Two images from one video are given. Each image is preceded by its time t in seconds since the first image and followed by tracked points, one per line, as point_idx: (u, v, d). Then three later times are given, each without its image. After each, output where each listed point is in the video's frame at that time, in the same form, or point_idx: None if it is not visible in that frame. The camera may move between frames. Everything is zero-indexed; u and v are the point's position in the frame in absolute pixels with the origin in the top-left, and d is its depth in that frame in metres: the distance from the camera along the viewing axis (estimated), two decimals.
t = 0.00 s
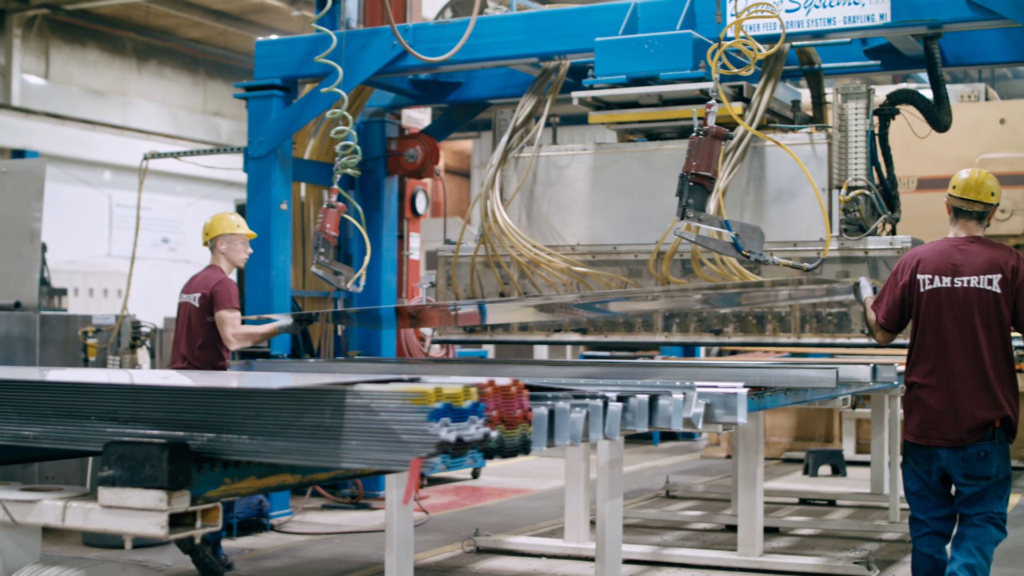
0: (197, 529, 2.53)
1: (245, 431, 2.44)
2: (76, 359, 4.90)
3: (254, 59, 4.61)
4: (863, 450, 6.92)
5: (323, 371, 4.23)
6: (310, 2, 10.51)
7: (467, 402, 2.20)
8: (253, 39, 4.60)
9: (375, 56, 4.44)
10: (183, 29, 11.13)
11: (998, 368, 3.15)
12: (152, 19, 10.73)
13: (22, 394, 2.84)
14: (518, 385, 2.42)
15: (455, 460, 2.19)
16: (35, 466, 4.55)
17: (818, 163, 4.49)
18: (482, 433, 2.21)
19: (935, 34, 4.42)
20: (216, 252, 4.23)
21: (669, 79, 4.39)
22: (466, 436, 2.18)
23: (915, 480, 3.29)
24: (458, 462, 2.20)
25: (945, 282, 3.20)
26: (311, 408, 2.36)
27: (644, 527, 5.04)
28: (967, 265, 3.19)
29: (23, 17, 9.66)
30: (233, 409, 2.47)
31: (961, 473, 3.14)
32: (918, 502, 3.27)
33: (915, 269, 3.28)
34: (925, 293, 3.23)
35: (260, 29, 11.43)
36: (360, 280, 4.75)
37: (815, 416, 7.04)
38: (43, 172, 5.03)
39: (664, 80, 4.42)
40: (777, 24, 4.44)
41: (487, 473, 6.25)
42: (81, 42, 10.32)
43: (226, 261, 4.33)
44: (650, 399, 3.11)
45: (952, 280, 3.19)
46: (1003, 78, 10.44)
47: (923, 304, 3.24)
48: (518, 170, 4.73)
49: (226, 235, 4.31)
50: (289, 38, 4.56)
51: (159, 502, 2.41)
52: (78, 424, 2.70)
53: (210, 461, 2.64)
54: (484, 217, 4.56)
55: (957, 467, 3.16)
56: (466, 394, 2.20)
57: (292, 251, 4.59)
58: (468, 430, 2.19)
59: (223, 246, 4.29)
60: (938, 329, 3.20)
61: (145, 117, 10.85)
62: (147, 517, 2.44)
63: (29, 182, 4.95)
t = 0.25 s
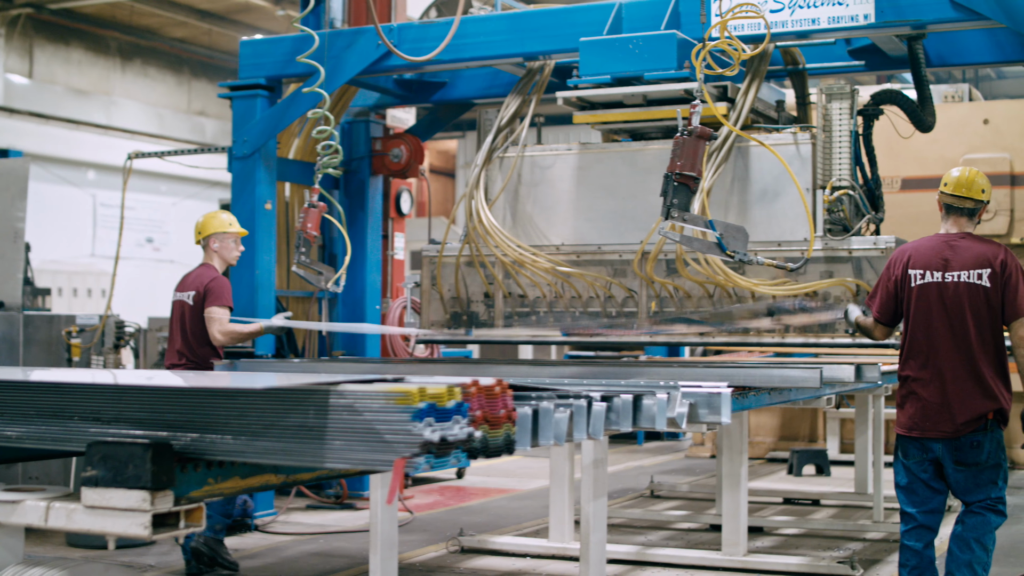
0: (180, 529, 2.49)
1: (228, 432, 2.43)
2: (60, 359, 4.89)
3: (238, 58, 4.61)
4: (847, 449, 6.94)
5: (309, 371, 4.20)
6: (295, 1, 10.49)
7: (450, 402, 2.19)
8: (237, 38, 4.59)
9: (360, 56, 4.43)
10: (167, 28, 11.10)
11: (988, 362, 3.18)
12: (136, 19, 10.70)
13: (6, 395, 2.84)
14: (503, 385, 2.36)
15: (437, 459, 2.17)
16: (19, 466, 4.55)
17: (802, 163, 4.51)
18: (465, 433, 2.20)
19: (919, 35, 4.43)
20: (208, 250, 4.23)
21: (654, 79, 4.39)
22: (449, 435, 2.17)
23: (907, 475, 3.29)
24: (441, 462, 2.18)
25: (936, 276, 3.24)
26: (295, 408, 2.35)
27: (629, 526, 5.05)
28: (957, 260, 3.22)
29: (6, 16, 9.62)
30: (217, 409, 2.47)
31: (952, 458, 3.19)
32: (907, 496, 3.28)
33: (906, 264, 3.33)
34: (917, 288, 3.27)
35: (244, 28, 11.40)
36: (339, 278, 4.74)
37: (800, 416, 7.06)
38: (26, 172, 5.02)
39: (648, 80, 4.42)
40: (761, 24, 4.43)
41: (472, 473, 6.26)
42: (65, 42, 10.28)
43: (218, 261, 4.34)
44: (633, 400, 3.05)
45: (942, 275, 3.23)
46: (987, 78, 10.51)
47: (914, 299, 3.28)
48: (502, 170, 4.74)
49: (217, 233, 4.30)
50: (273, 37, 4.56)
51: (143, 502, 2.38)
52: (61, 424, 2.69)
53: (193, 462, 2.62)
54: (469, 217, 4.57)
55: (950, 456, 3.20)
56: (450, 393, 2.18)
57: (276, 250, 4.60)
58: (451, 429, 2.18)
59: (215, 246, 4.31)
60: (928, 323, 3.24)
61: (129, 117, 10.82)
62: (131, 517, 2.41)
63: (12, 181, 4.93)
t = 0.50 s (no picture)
0: (165, 530, 2.43)
1: (212, 431, 2.38)
2: (42, 359, 4.89)
3: (222, 58, 4.61)
4: (831, 449, 6.96)
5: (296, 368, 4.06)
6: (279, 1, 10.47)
7: (434, 402, 2.13)
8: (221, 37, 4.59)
9: (344, 56, 4.43)
10: (151, 27, 11.08)
11: (981, 362, 3.21)
12: (120, 18, 10.69)
13: None
14: (486, 384, 2.33)
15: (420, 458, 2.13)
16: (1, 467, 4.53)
17: (785, 163, 4.51)
18: (448, 433, 2.16)
19: (903, 36, 4.44)
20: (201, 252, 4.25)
21: (637, 79, 4.39)
22: (433, 435, 2.12)
23: (897, 472, 3.28)
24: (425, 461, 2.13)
25: (931, 277, 3.25)
26: (281, 407, 2.30)
27: (613, 526, 5.06)
28: (951, 261, 3.23)
29: None
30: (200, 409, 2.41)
31: (948, 457, 3.20)
32: (896, 493, 3.27)
33: (901, 265, 3.33)
34: (911, 288, 3.29)
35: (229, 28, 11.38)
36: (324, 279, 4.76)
37: (783, 416, 7.08)
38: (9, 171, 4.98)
39: (632, 80, 4.42)
40: (745, 25, 4.43)
41: (456, 473, 6.26)
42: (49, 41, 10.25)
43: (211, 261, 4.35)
44: (616, 399, 3.01)
45: (937, 277, 3.24)
46: (970, 79, 10.60)
47: (908, 299, 3.30)
48: (487, 170, 4.74)
49: (210, 234, 4.33)
50: (257, 37, 4.56)
51: (127, 502, 2.32)
52: (44, 425, 2.64)
53: (177, 462, 2.54)
54: (452, 217, 4.58)
55: (944, 455, 3.21)
56: (433, 393, 2.13)
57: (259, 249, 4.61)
58: (436, 429, 2.13)
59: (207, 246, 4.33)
60: (923, 323, 3.26)
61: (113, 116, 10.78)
62: (113, 517, 2.34)
63: None
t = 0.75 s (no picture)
0: (149, 530, 2.34)
1: (197, 432, 2.27)
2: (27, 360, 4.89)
3: (208, 57, 4.62)
4: (816, 448, 6.99)
5: (280, 370, 4.05)
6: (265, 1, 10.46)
7: (419, 402, 2.05)
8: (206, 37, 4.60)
9: (330, 55, 4.43)
10: (137, 27, 11.07)
11: (980, 368, 3.23)
12: (106, 17, 10.67)
13: None
14: (472, 384, 2.28)
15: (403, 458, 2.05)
16: None
17: (770, 163, 4.51)
18: (433, 434, 2.07)
19: (887, 36, 4.45)
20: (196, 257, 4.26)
21: (623, 79, 4.39)
22: (418, 436, 2.03)
23: (892, 469, 3.27)
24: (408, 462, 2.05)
25: (934, 283, 3.26)
26: (266, 407, 2.19)
27: (600, 525, 5.07)
28: (954, 268, 3.25)
29: None
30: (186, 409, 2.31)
31: (946, 460, 3.20)
32: (890, 490, 3.25)
33: (904, 270, 3.33)
34: (914, 294, 3.29)
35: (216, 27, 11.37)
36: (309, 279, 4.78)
37: (769, 416, 7.10)
38: None
39: (618, 80, 4.43)
40: (729, 25, 4.44)
41: (443, 472, 6.27)
42: (34, 41, 10.23)
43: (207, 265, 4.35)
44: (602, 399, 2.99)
45: (939, 283, 3.25)
46: (955, 79, 10.65)
47: (910, 304, 3.29)
48: (472, 169, 4.75)
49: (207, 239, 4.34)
50: (243, 37, 4.57)
51: (110, 502, 2.23)
52: (29, 425, 2.56)
53: (162, 461, 2.44)
54: (438, 217, 4.59)
55: (941, 457, 3.21)
56: (419, 393, 2.05)
57: (244, 248, 4.62)
58: (421, 429, 2.05)
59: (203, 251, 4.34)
60: (924, 328, 3.26)
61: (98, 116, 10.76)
62: (98, 518, 2.25)
63: None
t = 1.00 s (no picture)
0: (138, 530, 2.25)
1: (185, 431, 2.23)
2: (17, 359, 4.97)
3: (197, 57, 4.62)
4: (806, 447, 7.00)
5: (269, 370, 4.03)
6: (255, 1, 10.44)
7: (408, 402, 2.02)
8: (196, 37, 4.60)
9: (319, 55, 4.43)
10: (126, 26, 11.05)
11: (989, 371, 3.26)
12: (95, 17, 10.64)
13: None
14: (461, 384, 2.22)
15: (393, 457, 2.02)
16: None
17: (759, 163, 4.52)
18: (422, 433, 2.03)
19: (875, 36, 4.47)
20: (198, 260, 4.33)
21: (612, 79, 4.40)
22: (407, 435, 2.00)
23: (901, 465, 3.30)
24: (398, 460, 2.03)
25: (946, 287, 3.27)
26: (254, 407, 2.15)
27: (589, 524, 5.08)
28: (967, 272, 3.27)
29: None
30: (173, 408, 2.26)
31: (955, 460, 3.23)
32: (897, 486, 3.27)
33: (917, 273, 3.35)
34: (926, 297, 3.30)
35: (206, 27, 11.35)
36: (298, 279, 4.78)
37: (758, 415, 7.10)
38: None
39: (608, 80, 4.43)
40: (719, 25, 4.44)
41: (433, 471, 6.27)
42: (23, 40, 10.20)
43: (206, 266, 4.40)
44: (592, 398, 2.92)
45: (951, 287, 3.27)
46: (944, 79, 10.70)
47: (923, 307, 3.31)
48: (462, 169, 4.76)
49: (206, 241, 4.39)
50: (232, 37, 4.57)
51: (99, 502, 2.15)
52: (16, 425, 2.51)
53: (151, 461, 2.34)
54: (428, 217, 4.60)
55: (950, 457, 3.25)
56: (408, 392, 2.02)
57: (233, 248, 4.63)
58: (410, 429, 2.01)
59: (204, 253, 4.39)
60: (936, 331, 3.28)
61: (87, 116, 10.74)
62: (87, 517, 2.17)
63: None
